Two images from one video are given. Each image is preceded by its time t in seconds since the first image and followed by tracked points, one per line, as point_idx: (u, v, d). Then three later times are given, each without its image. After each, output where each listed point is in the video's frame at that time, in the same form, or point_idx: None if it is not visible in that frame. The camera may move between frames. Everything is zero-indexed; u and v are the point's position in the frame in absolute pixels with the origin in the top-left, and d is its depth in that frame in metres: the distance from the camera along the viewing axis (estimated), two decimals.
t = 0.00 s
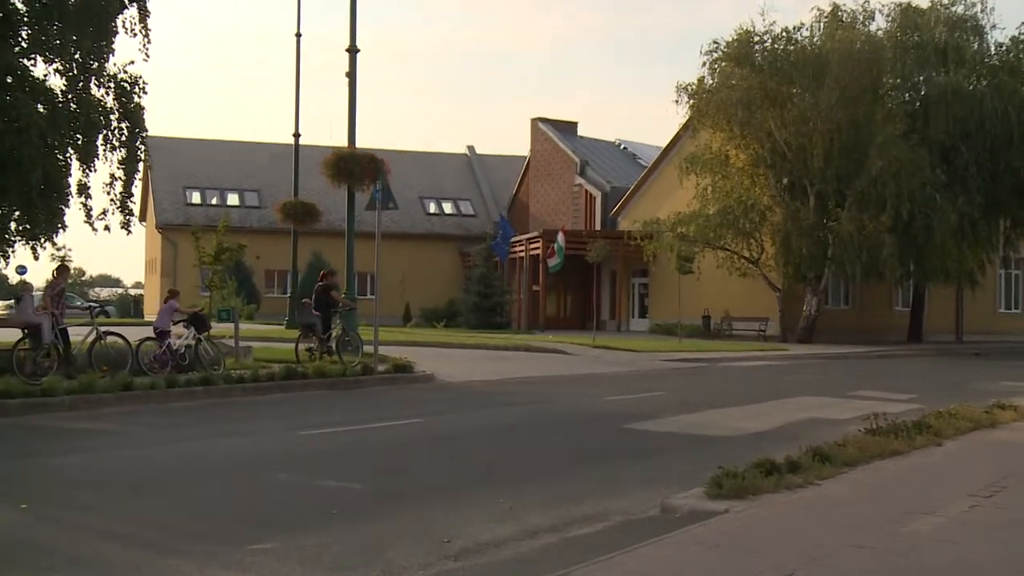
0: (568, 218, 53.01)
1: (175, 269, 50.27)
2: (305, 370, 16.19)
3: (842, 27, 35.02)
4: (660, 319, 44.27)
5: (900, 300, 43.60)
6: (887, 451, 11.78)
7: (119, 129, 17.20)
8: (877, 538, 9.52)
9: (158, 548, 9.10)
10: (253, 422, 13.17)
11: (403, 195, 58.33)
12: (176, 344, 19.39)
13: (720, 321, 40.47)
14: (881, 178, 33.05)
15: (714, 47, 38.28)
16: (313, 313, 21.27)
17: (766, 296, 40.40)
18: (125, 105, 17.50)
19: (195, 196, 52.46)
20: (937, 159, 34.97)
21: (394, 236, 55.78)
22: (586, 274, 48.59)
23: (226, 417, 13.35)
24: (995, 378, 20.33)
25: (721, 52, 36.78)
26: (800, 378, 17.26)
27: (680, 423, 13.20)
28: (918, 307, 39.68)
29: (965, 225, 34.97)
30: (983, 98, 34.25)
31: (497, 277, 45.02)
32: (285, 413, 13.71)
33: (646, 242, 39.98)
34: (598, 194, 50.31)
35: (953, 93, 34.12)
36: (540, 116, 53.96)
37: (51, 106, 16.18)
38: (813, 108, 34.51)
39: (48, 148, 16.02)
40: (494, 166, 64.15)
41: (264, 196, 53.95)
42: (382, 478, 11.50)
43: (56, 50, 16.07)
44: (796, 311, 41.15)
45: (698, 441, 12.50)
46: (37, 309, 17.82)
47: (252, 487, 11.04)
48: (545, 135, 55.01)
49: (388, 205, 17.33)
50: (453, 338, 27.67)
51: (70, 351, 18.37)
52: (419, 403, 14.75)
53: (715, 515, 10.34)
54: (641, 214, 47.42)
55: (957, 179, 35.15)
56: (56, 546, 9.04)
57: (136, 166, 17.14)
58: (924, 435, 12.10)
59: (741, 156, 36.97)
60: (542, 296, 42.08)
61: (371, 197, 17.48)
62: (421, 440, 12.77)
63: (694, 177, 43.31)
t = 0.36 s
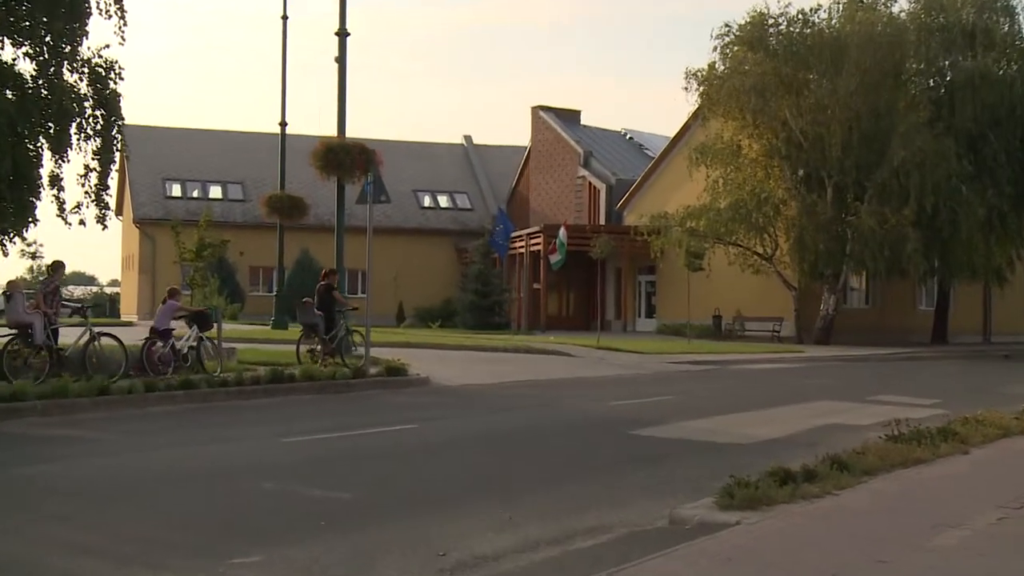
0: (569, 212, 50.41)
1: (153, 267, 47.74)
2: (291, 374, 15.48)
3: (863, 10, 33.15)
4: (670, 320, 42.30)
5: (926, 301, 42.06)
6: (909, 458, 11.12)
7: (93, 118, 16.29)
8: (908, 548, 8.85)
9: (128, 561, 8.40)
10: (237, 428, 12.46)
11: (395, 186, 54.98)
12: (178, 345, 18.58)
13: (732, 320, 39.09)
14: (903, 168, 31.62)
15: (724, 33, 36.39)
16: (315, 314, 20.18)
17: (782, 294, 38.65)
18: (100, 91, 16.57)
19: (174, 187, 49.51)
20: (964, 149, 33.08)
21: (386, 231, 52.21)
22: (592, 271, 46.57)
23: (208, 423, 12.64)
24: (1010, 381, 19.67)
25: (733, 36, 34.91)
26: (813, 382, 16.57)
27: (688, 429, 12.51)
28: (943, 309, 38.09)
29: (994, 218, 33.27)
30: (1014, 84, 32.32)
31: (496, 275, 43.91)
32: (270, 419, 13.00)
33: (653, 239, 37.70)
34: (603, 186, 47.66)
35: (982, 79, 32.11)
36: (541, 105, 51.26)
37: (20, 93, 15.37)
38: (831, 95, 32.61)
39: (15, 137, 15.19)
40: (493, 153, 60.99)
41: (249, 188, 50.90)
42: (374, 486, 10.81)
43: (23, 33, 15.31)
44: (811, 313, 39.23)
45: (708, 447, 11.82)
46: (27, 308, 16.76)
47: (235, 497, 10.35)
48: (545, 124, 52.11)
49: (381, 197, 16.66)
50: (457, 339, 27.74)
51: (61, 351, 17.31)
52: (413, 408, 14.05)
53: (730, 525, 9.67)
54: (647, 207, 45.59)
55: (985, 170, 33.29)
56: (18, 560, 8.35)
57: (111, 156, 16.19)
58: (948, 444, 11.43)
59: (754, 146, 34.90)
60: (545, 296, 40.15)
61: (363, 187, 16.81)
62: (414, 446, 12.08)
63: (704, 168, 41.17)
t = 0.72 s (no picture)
0: (573, 206, 47.65)
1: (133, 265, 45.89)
2: (278, 378, 14.92)
3: None
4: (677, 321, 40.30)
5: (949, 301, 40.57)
6: (933, 468, 10.47)
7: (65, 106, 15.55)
8: (939, 560, 8.20)
9: None
10: (221, 435, 11.82)
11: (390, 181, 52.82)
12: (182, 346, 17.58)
13: (745, 321, 36.87)
14: (927, 159, 30.19)
15: (735, 16, 33.99)
16: (318, 314, 19.15)
17: (798, 294, 36.48)
18: (74, 78, 15.73)
19: (155, 180, 47.63)
20: (991, 140, 32.16)
21: (378, 227, 50.47)
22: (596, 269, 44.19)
23: (191, 430, 11.97)
24: None
25: (746, 19, 32.55)
26: (826, 387, 15.92)
27: (697, 436, 11.86)
28: (970, 310, 36.85)
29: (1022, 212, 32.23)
30: None
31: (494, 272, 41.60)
32: (257, 426, 12.33)
33: (660, 236, 35.61)
34: (607, 178, 45.13)
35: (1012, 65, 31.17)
36: (544, 92, 48.45)
37: None
38: (852, 83, 30.43)
39: None
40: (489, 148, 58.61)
41: (233, 182, 49.23)
42: (365, 496, 10.16)
43: None
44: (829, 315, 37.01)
45: (719, 455, 11.16)
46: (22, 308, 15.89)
47: (216, 508, 9.69)
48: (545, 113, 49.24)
49: (372, 190, 16.03)
50: (452, 338, 28.34)
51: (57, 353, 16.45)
52: (408, 415, 13.39)
53: (744, 538, 9.03)
54: (654, 203, 42.72)
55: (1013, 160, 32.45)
56: None
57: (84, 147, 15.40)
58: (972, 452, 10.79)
59: (768, 137, 32.46)
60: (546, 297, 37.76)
61: (354, 180, 16.17)
62: (408, 453, 11.43)
63: (715, 162, 38.94)
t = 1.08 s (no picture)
0: (578, 198, 44.73)
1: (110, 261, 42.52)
2: (263, 380, 14.36)
3: None
4: (685, 318, 38.39)
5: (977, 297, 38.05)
6: (958, 476, 9.88)
7: (35, 90, 14.84)
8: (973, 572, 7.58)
9: None
10: (203, 440, 11.18)
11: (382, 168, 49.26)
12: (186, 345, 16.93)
13: (758, 320, 35.28)
14: (952, 148, 28.71)
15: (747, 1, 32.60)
16: (325, 312, 18.21)
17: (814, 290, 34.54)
18: (45, 61, 14.98)
19: (132, 170, 44.22)
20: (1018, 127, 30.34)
21: (370, 219, 46.85)
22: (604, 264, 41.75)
23: (171, 436, 11.33)
24: None
25: None
26: (841, 388, 15.28)
27: (706, 441, 11.23)
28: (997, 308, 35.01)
29: None
30: None
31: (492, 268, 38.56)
32: (241, 431, 11.70)
33: (670, 229, 34.00)
34: (613, 169, 42.65)
35: None
36: (544, 77, 45.58)
37: None
38: (874, 66, 28.94)
39: None
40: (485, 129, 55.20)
41: (215, 171, 45.78)
42: (356, 504, 9.56)
43: None
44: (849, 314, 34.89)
45: (729, 461, 10.54)
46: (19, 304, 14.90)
47: (196, 517, 9.06)
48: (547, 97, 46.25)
49: (365, 180, 15.44)
50: (449, 338, 27.05)
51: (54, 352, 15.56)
52: (401, 418, 12.77)
53: (758, 549, 8.40)
54: (664, 193, 40.51)
55: None
56: None
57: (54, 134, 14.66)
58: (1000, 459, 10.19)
59: (784, 124, 30.93)
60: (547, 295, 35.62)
61: (344, 168, 15.58)
62: (401, 460, 10.81)
63: (728, 149, 37.06)
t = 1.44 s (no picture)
0: (581, 188, 41.63)
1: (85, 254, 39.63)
2: (248, 381, 13.77)
3: None
4: (697, 315, 36.28)
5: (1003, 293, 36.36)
6: (986, 483, 9.31)
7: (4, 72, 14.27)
8: None
9: None
10: (184, 445, 10.59)
11: (374, 156, 46.27)
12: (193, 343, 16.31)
13: (773, 317, 33.38)
14: (979, 135, 27.31)
15: None
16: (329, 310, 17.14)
17: (832, 285, 32.62)
18: (15, 41, 14.43)
19: (108, 157, 41.39)
20: None
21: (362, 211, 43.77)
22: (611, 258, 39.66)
23: (151, 440, 10.76)
24: None
25: None
26: (853, 390, 14.72)
27: (716, 445, 10.64)
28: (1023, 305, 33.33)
29: None
30: None
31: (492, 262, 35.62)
32: (225, 435, 11.10)
33: (677, 222, 32.30)
34: (618, 157, 39.96)
35: None
36: (545, 59, 42.59)
37: None
38: (897, 46, 27.37)
39: None
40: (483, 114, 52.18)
41: (196, 159, 42.75)
42: (345, 510, 8.97)
43: None
44: (869, 310, 32.85)
45: (741, 466, 9.95)
46: (23, 301, 14.36)
47: (174, 526, 8.43)
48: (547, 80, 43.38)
49: (356, 169, 14.94)
50: (449, 338, 25.94)
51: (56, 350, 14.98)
52: (395, 422, 12.18)
53: (773, 560, 7.76)
54: (671, 184, 38.21)
55: None
56: None
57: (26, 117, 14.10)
58: None
59: (801, 110, 29.23)
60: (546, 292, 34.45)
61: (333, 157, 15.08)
62: (394, 465, 10.23)
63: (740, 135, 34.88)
